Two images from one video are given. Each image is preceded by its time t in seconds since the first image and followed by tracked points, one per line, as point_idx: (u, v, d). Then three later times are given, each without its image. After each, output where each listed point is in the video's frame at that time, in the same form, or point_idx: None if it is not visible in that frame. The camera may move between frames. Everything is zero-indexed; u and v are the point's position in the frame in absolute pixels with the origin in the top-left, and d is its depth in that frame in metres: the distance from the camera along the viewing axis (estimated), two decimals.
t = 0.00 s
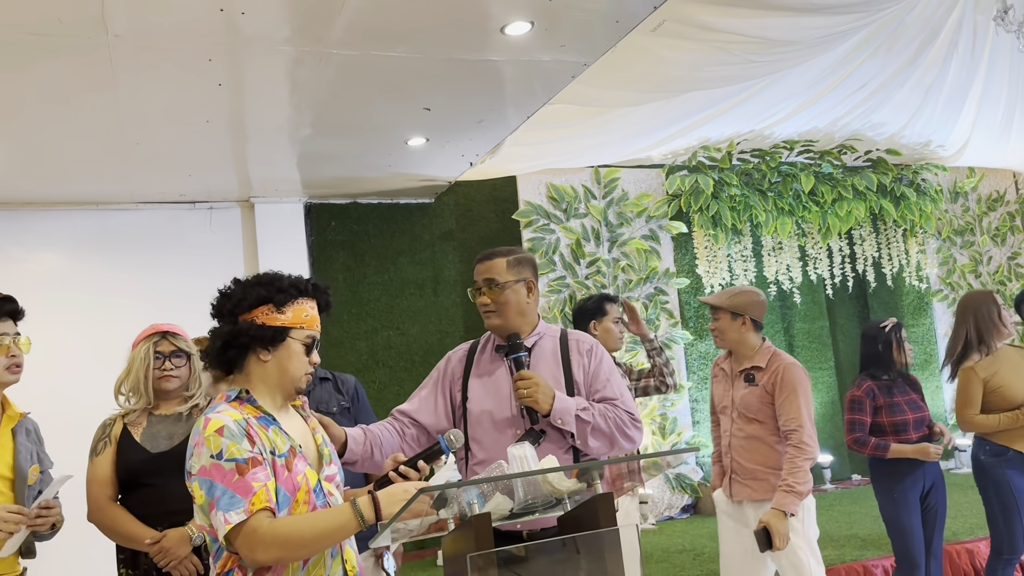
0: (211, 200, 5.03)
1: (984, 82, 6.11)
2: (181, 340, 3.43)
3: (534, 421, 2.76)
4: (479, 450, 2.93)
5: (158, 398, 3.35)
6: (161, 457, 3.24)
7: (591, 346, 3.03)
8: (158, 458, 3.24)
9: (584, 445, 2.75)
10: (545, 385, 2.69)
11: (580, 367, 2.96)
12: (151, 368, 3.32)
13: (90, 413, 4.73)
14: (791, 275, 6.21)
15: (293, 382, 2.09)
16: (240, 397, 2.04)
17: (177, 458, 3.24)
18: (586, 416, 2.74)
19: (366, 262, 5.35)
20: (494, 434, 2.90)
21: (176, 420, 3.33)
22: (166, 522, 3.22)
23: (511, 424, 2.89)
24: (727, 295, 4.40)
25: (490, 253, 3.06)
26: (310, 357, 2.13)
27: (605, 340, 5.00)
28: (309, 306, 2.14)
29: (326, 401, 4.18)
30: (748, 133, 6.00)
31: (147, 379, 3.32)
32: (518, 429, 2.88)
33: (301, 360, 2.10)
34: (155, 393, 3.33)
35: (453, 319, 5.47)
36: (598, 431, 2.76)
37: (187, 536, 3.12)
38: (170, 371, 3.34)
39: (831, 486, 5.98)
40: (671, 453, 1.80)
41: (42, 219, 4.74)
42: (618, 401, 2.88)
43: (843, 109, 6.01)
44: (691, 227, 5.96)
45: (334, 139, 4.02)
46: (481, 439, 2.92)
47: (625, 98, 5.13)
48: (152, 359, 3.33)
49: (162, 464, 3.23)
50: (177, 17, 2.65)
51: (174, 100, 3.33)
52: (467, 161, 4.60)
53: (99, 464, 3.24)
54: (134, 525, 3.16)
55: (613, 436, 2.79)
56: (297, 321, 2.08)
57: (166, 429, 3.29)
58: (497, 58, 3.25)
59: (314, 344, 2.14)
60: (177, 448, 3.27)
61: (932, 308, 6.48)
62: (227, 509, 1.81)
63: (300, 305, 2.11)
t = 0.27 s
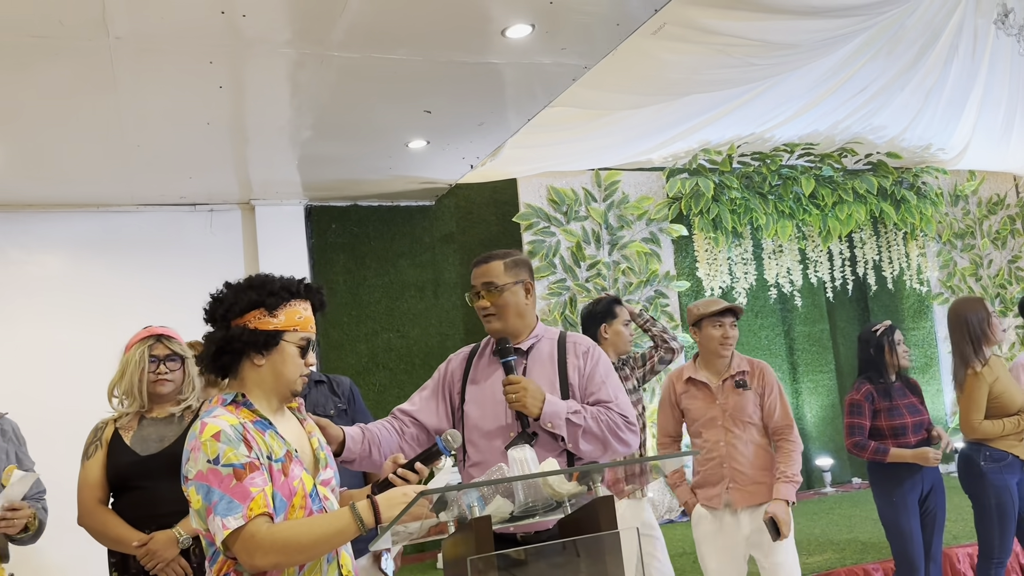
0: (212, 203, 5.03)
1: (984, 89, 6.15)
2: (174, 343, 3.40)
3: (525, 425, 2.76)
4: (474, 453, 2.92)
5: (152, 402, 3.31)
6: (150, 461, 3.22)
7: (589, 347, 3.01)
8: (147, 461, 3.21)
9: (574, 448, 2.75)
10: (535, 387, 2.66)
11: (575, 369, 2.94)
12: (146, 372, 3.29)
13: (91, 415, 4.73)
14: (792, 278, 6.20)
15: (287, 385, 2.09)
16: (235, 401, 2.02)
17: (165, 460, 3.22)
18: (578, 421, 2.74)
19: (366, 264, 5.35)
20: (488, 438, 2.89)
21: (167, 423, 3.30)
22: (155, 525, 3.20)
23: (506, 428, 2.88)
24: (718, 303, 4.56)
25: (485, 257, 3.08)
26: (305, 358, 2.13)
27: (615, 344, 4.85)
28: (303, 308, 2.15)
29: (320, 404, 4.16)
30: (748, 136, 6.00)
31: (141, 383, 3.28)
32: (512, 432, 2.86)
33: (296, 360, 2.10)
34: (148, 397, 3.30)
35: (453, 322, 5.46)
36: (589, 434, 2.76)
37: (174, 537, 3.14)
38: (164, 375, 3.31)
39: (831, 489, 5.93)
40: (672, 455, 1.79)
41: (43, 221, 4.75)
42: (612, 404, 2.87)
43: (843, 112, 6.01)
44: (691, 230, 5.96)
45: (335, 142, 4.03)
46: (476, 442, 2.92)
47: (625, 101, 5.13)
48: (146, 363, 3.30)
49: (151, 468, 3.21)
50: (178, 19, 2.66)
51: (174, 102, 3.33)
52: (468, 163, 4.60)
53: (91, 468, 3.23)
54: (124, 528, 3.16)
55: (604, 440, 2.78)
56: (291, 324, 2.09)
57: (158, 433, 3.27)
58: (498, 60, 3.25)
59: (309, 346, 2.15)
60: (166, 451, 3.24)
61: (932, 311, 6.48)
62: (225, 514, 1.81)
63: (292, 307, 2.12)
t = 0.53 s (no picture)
0: (212, 205, 5.03)
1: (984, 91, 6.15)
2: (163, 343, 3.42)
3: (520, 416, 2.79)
4: (474, 457, 2.92)
5: (143, 405, 3.32)
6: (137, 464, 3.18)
7: (583, 348, 3.01)
8: (136, 464, 3.18)
9: (569, 443, 2.74)
10: (532, 381, 2.74)
11: (570, 369, 2.94)
12: (134, 374, 3.31)
13: (91, 417, 4.72)
14: (792, 280, 6.19)
15: (289, 387, 2.08)
16: (237, 403, 2.01)
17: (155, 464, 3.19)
18: (573, 416, 2.73)
19: (367, 266, 5.35)
20: (488, 441, 2.90)
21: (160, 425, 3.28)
22: (143, 530, 3.17)
23: (505, 430, 2.88)
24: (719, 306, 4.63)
25: (488, 260, 3.03)
26: (308, 360, 2.12)
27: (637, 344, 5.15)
28: (304, 309, 2.15)
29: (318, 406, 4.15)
30: (748, 138, 5.99)
31: (130, 385, 3.29)
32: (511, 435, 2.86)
33: (298, 362, 2.09)
34: (139, 399, 3.31)
35: (454, 323, 5.46)
36: (585, 429, 2.74)
37: (159, 542, 3.07)
38: (153, 376, 3.34)
39: (832, 492, 5.86)
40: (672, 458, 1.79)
41: (44, 223, 4.74)
42: (607, 402, 2.87)
43: (843, 115, 6.01)
44: (692, 232, 5.95)
45: (336, 144, 4.03)
46: (476, 446, 2.92)
47: (625, 103, 5.13)
48: (134, 365, 3.32)
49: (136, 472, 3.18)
50: (179, 21, 2.66)
51: (175, 104, 3.33)
52: (468, 165, 4.60)
53: (83, 474, 3.22)
54: (115, 534, 3.15)
55: (600, 437, 2.76)
56: (293, 326, 2.09)
57: (146, 436, 3.25)
58: (498, 62, 3.25)
59: (312, 348, 2.15)
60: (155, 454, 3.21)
61: (933, 313, 6.47)
62: (226, 518, 1.81)
63: (293, 309, 2.11)
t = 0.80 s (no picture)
0: (213, 206, 5.03)
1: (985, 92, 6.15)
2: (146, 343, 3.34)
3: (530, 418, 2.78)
4: (475, 462, 2.92)
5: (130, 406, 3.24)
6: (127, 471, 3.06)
7: (577, 351, 3.06)
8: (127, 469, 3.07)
9: (579, 444, 2.76)
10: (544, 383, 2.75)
11: (568, 372, 2.98)
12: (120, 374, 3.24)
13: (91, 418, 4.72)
14: (793, 281, 6.19)
15: (292, 387, 2.07)
16: (241, 404, 2.01)
17: (144, 470, 3.06)
18: (581, 415, 2.76)
19: (368, 268, 5.35)
20: (490, 445, 2.91)
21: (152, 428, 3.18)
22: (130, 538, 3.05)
23: (508, 435, 2.91)
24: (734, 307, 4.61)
25: (491, 262, 3.03)
26: (311, 358, 2.11)
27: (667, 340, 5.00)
28: (304, 307, 2.14)
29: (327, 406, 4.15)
30: (749, 140, 6.00)
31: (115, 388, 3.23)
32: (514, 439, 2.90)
33: (299, 360, 2.08)
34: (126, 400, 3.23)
35: (455, 324, 5.46)
36: (593, 430, 2.77)
37: (138, 554, 2.92)
38: (136, 376, 3.24)
39: (833, 493, 5.90)
40: (673, 459, 1.79)
41: (45, 224, 4.75)
42: (607, 402, 2.93)
43: (844, 116, 6.01)
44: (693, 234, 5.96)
45: (337, 145, 4.03)
46: (478, 450, 2.91)
47: (626, 105, 5.14)
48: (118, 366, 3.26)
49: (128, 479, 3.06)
50: (182, 23, 2.66)
51: (176, 105, 3.33)
52: (469, 167, 4.60)
53: (76, 480, 3.17)
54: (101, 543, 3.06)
55: (605, 436, 2.80)
56: (292, 325, 2.08)
57: (135, 440, 3.14)
58: (499, 64, 3.25)
59: (315, 345, 2.14)
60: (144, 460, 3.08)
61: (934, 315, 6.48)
62: (228, 520, 1.81)
63: (293, 308, 2.11)
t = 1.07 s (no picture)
0: (215, 207, 5.04)
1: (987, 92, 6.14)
2: (158, 335, 3.18)
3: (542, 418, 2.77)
4: (488, 459, 2.91)
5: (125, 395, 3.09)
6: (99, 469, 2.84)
7: (586, 353, 3.06)
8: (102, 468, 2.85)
9: (589, 443, 2.77)
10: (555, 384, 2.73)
11: (578, 372, 2.97)
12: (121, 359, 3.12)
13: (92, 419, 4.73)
14: (795, 282, 6.19)
15: (296, 380, 2.08)
16: (252, 401, 2.03)
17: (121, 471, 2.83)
18: (591, 415, 2.77)
19: (369, 268, 5.35)
20: (503, 443, 2.91)
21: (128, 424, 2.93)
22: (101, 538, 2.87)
23: (521, 433, 2.92)
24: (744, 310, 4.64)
25: (502, 264, 3.06)
26: (311, 348, 2.12)
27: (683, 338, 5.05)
28: (298, 303, 2.17)
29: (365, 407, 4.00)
30: (751, 141, 5.99)
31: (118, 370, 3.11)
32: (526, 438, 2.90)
33: (301, 352, 2.09)
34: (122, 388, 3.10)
35: (455, 325, 5.46)
36: (603, 429, 2.78)
37: (103, 559, 2.78)
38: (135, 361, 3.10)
39: (835, 494, 5.81)
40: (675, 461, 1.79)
41: (47, 225, 4.76)
42: (617, 403, 2.93)
43: (846, 117, 6.00)
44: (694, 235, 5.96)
45: (339, 146, 4.03)
46: (491, 447, 2.91)
47: (628, 106, 5.14)
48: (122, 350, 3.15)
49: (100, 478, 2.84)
50: (183, 25, 2.67)
51: (177, 107, 3.34)
52: (471, 167, 4.60)
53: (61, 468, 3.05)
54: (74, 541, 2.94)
55: (614, 436, 2.80)
56: (285, 319, 2.11)
57: (113, 435, 2.89)
58: (501, 65, 3.26)
59: (316, 336, 2.14)
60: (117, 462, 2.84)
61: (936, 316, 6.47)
62: (230, 514, 1.81)
63: (283, 304, 2.14)
